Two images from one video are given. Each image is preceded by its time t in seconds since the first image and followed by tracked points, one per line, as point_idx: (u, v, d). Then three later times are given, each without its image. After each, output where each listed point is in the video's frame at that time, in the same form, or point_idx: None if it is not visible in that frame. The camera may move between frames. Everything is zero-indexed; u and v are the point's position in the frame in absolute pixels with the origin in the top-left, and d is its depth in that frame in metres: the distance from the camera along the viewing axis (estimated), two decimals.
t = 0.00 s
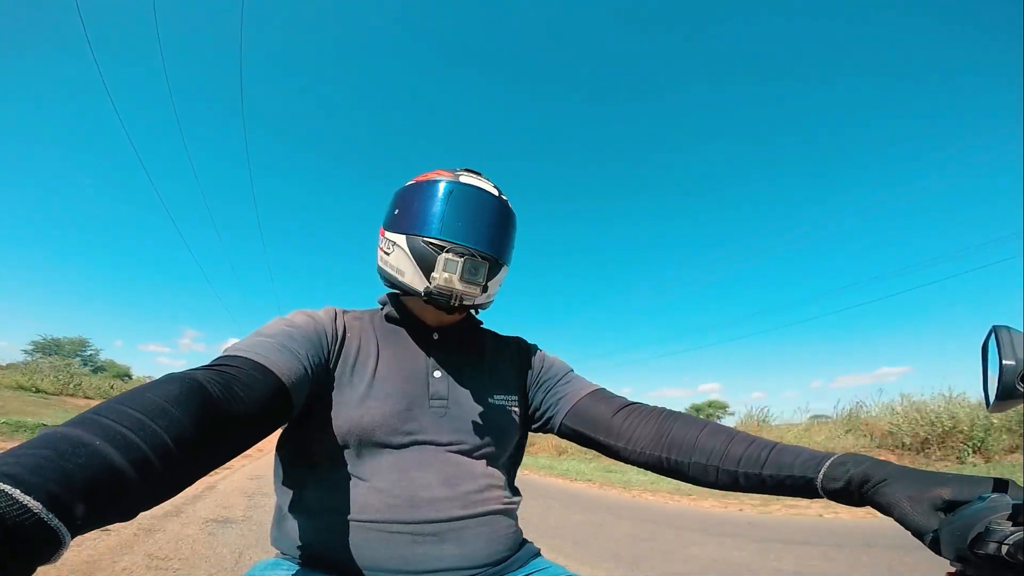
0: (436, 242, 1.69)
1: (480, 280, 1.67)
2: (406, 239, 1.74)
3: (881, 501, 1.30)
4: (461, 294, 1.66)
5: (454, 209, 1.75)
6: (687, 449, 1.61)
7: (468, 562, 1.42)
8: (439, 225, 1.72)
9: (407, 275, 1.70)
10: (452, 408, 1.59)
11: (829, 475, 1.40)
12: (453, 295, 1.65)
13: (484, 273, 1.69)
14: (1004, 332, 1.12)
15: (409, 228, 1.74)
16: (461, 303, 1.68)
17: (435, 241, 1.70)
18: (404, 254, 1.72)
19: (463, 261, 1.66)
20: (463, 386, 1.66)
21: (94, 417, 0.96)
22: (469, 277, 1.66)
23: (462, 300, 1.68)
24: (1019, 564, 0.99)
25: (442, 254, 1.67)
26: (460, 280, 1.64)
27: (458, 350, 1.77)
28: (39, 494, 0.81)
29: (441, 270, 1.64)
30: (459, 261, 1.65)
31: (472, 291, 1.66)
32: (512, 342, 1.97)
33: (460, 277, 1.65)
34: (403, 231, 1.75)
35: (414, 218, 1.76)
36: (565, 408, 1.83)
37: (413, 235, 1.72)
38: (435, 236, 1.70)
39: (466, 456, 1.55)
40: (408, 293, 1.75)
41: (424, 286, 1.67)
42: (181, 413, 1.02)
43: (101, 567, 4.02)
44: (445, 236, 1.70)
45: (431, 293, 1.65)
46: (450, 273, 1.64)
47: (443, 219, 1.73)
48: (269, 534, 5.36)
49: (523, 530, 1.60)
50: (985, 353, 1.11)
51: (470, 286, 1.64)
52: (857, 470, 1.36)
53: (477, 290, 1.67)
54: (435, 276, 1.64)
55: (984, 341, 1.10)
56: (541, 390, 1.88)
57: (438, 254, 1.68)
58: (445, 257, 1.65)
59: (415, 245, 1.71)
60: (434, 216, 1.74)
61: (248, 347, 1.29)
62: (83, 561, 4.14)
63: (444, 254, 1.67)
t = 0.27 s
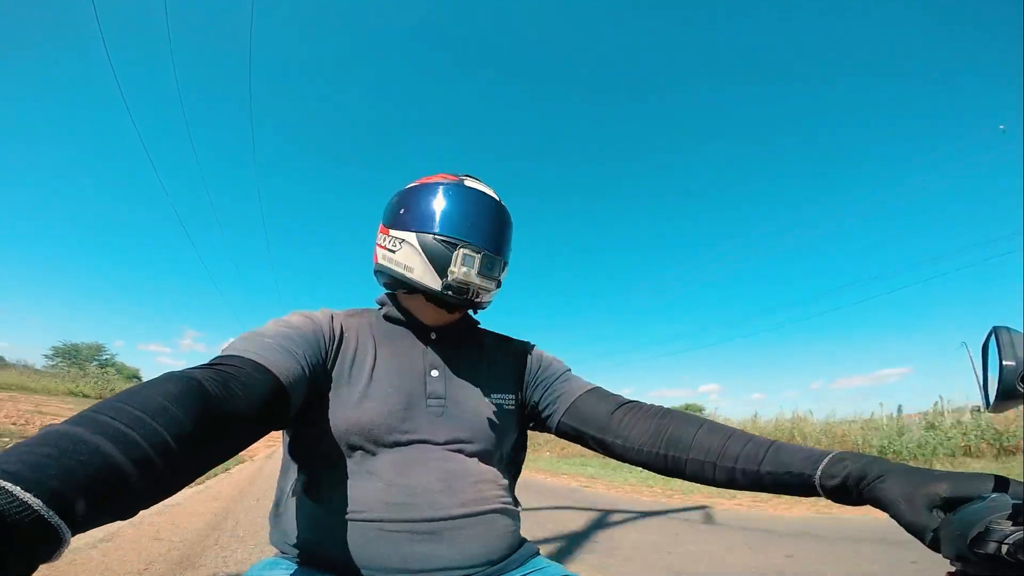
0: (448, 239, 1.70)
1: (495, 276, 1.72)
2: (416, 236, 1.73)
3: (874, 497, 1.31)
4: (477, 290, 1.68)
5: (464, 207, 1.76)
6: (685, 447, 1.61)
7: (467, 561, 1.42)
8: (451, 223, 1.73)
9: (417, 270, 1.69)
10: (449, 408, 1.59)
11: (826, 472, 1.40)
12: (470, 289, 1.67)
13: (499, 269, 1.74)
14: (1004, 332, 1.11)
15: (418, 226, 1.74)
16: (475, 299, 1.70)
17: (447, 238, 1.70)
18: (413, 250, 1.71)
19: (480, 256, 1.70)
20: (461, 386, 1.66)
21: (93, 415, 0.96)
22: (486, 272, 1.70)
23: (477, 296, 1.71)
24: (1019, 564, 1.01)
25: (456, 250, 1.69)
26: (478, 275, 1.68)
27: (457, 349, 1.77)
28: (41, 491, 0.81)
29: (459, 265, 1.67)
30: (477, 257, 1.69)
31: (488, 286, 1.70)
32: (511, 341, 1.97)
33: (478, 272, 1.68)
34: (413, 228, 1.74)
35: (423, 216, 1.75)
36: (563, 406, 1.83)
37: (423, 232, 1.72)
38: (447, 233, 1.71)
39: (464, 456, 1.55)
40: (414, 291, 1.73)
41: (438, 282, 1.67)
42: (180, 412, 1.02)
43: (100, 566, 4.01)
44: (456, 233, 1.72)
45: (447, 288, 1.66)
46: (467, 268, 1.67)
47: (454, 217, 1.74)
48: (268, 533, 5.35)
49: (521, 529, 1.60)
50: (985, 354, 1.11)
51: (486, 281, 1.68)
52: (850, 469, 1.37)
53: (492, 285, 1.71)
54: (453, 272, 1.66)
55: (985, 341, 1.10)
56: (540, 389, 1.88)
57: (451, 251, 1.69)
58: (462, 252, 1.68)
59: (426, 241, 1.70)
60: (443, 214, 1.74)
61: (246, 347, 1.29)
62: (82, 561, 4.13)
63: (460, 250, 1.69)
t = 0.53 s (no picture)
0: (447, 240, 1.70)
1: (494, 279, 1.72)
2: (416, 236, 1.73)
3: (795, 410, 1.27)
4: (474, 293, 1.68)
5: (465, 209, 1.76)
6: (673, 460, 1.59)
7: (469, 562, 1.42)
8: (451, 223, 1.73)
9: (416, 270, 1.69)
10: (451, 409, 1.59)
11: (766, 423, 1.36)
12: (467, 292, 1.67)
13: (497, 273, 1.74)
14: (1004, 332, 1.11)
15: (418, 225, 1.73)
16: (473, 302, 1.70)
17: (446, 239, 1.70)
18: (412, 250, 1.71)
19: (479, 259, 1.70)
20: (462, 387, 1.66)
21: (86, 421, 0.95)
22: (483, 275, 1.69)
23: (475, 300, 1.71)
24: (1019, 563, 0.98)
25: (455, 252, 1.69)
26: (475, 277, 1.67)
27: (457, 350, 1.77)
28: (35, 496, 0.82)
29: (457, 268, 1.66)
30: (475, 259, 1.69)
31: (486, 290, 1.70)
32: (510, 342, 1.97)
33: (476, 274, 1.68)
34: (413, 226, 1.74)
35: (424, 216, 1.75)
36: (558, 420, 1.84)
37: (423, 232, 1.72)
38: (446, 233, 1.71)
39: (466, 456, 1.55)
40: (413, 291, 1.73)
41: (436, 284, 1.66)
42: (174, 417, 1.02)
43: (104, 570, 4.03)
44: (456, 234, 1.71)
45: (445, 290, 1.66)
46: (465, 271, 1.67)
47: (455, 217, 1.74)
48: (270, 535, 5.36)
49: (523, 530, 1.60)
50: (985, 353, 1.11)
51: (484, 283, 1.68)
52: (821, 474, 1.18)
53: (490, 288, 1.71)
54: (450, 274, 1.66)
55: (985, 341, 1.09)
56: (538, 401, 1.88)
57: (450, 252, 1.69)
58: (460, 254, 1.67)
59: (425, 242, 1.70)
60: (444, 214, 1.74)
61: (243, 350, 1.28)
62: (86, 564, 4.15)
63: (460, 251, 1.68)
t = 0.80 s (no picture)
0: (443, 248, 1.70)
1: (486, 292, 1.69)
2: (412, 242, 1.73)
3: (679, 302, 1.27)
4: (466, 305, 1.66)
5: (461, 216, 1.76)
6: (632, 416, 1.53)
7: (469, 560, 1.43)
8: (446, 231, 1.72)
9: (411, 275, 1.70)
10: (446, 405, 1.60)
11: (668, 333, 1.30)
12: (459, 304, 1.65)
13: (491, 286, 1.71)
14: (1004, 331, 1.12)
15: (414, 231, 1.74)
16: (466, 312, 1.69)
17: (441, 247, 1.70)
18: (408, 256, 1.72)
19: (472, 271, 1.67)
20: (456, 383, 1.66)
21: (102, 423, 0.96)
22: (476, 288, 1.67)
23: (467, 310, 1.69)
24: (1019, 563, 0.98)
25: (449, 261, 1.68)
26: (467, 291, 1.65)
27: (454, 348, 1.77)
28: (44, 492, 0.81)
29: (450, 280, 1.64)
30: (467, 271, 1.66)
31: (478, 303, 1.67)
32: (507, 339, 1.97)
33: (468, 287, 1.65)
34: (409, 233, 1.75)
35: (421, 222, 1.75)
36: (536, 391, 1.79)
37: (420, 238, 1.72)
38: (441, 242, 1.70)
39: (462, 453, 1.55)
40: (409, 296, 1.74)
41: (430, 293, 1.67)
42: (189, 417, 1.02)
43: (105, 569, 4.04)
44: (451, 243, 1.71)
45: (437, 301, 1.65)
46: (457, 283, 1.65)
47: (451, 225, 1.74)
48: (270, 534, 5.37)
49: (522, 529, 1.61)
50: (985, 353, 1.12)
51: (475, 298, 1.65)
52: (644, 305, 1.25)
53: (482, 301, 1.68)
54: (443, 286, 1.64)
55: (985, 341, 1.10)
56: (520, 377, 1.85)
57: (444, 262, 1.69)
58: (452, 266, 1.66)
59: (421, 249, 1.70)
60: (441, 220, 1.74)
61: (253, 351, 1.29)
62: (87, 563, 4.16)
63: (453, 262, 1.67)
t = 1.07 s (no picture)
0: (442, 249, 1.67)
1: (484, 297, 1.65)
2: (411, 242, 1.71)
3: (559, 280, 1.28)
4: (465, 308, 1.62)
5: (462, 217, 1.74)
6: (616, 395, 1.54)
7: (464, 560, 1.41)
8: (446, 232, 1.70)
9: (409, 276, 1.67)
10: (443, 407, 1.58)
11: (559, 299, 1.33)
12: (457, 306, 1.61)
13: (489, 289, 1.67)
14: (1004, 330, 1.11)
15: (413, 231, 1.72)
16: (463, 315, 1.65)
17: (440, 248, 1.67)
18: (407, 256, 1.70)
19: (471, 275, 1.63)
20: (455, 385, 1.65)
21: (95, 422, 0.95)
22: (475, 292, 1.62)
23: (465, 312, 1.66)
24: (1018, 564, 0.97)
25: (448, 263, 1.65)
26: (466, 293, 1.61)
27: (452, 349, 1.76)
28: (40, 489, 0.81)
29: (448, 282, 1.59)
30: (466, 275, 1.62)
31: (476, 307, 1.63)
32: (508, 339, 1.96)
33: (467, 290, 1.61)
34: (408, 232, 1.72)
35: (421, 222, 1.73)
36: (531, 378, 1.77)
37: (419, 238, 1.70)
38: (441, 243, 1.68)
39: (458, 455, 1.54)
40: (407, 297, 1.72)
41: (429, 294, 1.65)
42: (183, 417, 1.01)
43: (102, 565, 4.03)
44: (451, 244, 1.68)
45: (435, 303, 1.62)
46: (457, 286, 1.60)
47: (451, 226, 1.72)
48: (268, 534, 5.36)
49: (519, 530, 1.59)
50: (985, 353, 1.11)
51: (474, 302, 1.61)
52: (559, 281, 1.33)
53: (480, 306, 1.64)
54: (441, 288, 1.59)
55: (985, 340, 1.09)
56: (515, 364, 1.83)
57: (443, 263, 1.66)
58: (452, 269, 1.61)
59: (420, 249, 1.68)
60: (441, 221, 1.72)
61: (247, 352, 1.28)
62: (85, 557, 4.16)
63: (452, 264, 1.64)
